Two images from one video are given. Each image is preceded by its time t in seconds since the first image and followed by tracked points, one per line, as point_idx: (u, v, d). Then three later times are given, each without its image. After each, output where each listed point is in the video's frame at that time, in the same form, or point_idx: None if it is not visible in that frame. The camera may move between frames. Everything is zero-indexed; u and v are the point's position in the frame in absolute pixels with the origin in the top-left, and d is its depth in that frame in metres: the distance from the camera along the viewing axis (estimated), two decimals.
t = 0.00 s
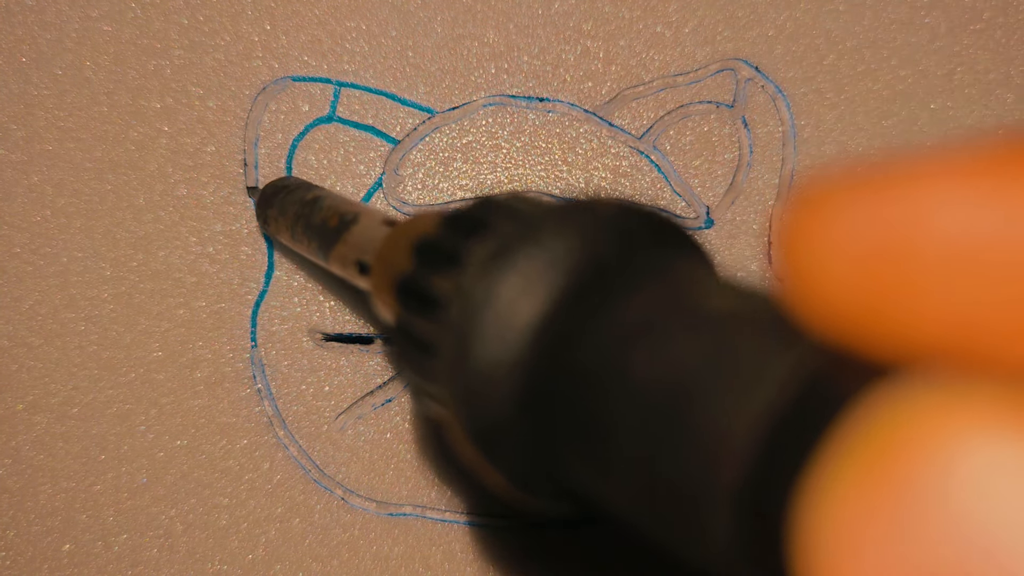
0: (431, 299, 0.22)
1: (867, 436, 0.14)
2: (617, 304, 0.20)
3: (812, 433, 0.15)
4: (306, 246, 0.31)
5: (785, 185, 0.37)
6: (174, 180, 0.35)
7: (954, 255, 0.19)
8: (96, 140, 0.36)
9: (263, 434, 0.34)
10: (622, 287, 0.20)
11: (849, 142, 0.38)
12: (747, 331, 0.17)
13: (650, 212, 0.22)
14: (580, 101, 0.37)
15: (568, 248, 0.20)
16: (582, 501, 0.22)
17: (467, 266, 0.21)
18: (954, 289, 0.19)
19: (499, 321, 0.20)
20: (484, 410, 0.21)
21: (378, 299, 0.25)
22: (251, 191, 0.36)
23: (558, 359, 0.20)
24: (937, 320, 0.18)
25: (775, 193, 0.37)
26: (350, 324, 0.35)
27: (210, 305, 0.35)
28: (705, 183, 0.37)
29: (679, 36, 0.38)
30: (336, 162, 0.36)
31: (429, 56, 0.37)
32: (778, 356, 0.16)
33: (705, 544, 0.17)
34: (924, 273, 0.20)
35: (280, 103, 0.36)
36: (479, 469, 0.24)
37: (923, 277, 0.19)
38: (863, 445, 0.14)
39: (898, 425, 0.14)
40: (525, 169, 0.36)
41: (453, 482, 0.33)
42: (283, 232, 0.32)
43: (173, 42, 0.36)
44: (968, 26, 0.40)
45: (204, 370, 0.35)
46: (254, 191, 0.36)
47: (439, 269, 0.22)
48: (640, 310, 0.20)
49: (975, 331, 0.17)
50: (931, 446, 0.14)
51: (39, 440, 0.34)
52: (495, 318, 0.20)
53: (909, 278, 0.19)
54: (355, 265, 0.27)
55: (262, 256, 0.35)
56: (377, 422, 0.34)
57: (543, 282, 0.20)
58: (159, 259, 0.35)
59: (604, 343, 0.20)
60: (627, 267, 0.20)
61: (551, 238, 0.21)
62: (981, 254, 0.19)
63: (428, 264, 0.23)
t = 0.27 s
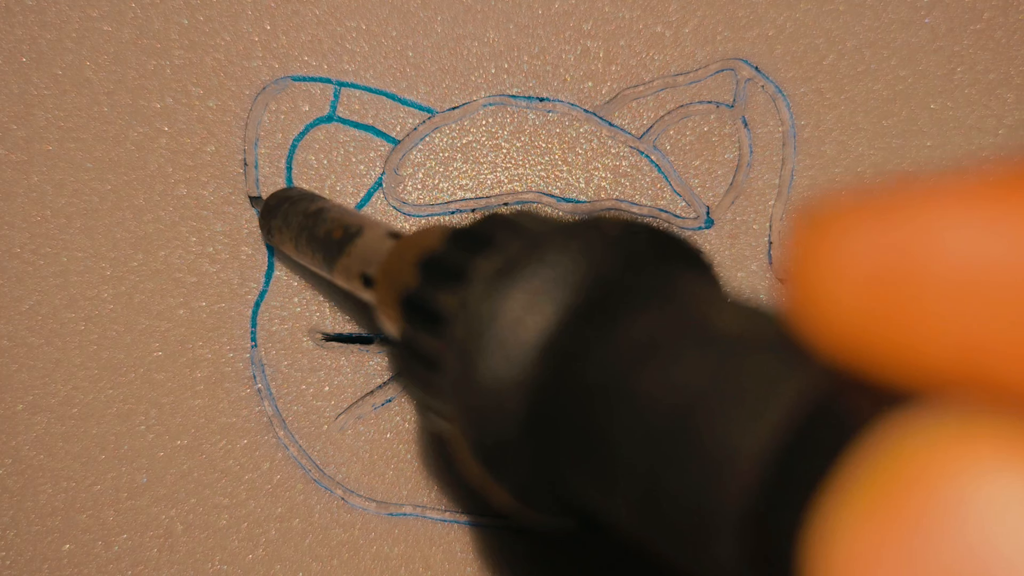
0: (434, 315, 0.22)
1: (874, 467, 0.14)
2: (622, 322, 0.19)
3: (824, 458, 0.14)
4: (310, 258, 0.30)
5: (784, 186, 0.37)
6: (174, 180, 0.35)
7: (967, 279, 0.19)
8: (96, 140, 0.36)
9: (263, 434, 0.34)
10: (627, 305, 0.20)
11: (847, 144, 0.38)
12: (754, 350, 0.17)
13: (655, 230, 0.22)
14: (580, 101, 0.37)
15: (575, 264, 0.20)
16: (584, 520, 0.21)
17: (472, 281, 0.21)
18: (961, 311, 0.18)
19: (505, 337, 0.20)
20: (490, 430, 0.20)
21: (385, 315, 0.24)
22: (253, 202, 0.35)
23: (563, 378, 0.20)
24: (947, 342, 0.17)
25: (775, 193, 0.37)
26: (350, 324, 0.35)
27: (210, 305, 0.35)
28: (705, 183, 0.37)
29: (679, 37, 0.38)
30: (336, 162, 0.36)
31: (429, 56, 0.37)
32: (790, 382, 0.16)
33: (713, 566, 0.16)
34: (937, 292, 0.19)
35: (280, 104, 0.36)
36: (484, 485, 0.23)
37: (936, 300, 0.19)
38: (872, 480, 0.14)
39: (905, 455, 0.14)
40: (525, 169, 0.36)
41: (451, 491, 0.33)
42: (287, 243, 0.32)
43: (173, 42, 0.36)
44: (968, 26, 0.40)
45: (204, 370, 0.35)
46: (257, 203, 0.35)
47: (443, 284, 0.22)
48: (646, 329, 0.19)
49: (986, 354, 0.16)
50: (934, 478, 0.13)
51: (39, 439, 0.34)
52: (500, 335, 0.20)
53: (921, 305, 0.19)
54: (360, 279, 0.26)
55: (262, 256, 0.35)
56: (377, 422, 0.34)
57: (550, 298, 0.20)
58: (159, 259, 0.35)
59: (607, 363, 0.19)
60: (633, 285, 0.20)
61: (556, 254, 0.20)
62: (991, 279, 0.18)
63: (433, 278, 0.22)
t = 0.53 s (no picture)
0: (434, 327, 0.21)
1: (875, 487, 0.13)
2: (622, 335, 0.19)
3: (828, 473, 0.14)
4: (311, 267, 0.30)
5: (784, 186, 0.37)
6: (174, 180, 0.35)
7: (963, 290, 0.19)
8: (96, 140, 0.36)
9: (263, 434, 0.34)
10: (628, 317, 0.19)
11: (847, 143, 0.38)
12: (759, 366, 0.17)
13: (657, 242, 0.22)
14: (580, 101, 0.37)
15: (577, 276, 0.20)
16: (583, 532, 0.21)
17: (473, 293, 0.20)
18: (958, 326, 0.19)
19: (505, 350, 0.19)
20: (489, 442, 0.20)
21: (387, 327, 0.23)
22: (257, 211, 0.35)
23: (563, 392, 0.19)
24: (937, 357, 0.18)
25: (775, 193, 0.37)
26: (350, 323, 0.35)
27: (210, 305, 0.35)
28: (705, 183, 0.37)
29: (679, 37, 0.38)
30: (336, 162, 0.36)
31: (429, 56, 0.37)
32: (789, 397, 0.16)
33: None
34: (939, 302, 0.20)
35: (280, 104, 0.36)
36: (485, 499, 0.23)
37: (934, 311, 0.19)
38: (874, 498, 0.13)
39: (904, 479, 0.13)
40: (525, 170, 0.36)
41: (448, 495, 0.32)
42: (290, 252, 0.32)
43: (173, 42, 0.36)
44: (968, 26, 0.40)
45: (204, 370, 0.35)
46: (259, 207, 0.35)
47: (444, 296, 0.21)
48: (645, 342, 0.19)
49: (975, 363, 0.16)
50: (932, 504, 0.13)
51: (39, 440, 0.34)
52: (501, 348, 0.19)
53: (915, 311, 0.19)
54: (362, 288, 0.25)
55: (262, 257, 0.35)
56: (377, 422, 0.34)
57: (552, 311, 0.19)
58: (159, 259, 0.35)
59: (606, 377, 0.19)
60: (634, 297, 0.20)
61: (558, 267, 0.20)
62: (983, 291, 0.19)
63: (435, 291, 0.22)
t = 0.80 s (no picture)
0: (437, 337, 0.21)
1: (878, 502, 0.14)
2: (626, 347, 0.18)
3: (830, 484, 0.14)
4: (314, 275, 0.30)
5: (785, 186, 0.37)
6: (174, 180, 0.35)
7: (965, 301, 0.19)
8: (96, 140, 0.36)
9: (263, 434, 0.34)
10: (630, 328, 0.19)
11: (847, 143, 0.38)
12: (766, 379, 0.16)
13: (660, 251, 0.21)
14: (580, 101, 0.37)
15: (580, 286, 0.19)
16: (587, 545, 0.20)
17: (477, 303, 0.20)
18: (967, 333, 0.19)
19: (508, 360, 0.19)
20: (492, 456, 0.19)
21: (389, 336, 0.23)
22: (262, 219, 0.35)
23: (564, 404, 0.19)
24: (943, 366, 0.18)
25: (775, 193, 0.37)
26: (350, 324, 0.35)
27: (210, 305, 0.35)
28: (705, 183, 0.37)
29: (678, 37, 0.38)
30: (337, 162, 0.36)
31: (429, 56, 0.37)
32: (792, 410, 0.15)
33: None
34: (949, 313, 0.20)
35: (280, 104, 0.36)
36: (487, 511, 0.22)
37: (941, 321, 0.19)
38: (875, 515, 0.13)
39: (908, 492, 0.13)
40: (525, 170, 0.36)
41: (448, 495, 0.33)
42: (293, 259, 0.32)
43: (173, 42, 0.36)
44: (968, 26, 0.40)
45: (204, 369, 0.35)
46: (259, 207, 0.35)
47: (446, 306, 0.21)
48: (647, 353, 0.18)
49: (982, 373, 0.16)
50: (937, 518, 0.13)
51: (40, 439, 0.34)
52: (504, 359, 0.19)
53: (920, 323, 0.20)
54: (365, 297, 0.25)
55: (262, 257, 0.35)
56: (377, 422, 0.34)
57: (555, 321, 0.19)
58: (160, 259, 0.35)
59: (609, 389, 0.18)
60: (636, 307, 0.19)
61: (560, 277, 0.20)
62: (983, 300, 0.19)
63: (438, 300, 0.21)
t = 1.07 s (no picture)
0: (442, 348, 0.21)
1: (885, 521, 0.13)
2: (628, 360, 0.18)
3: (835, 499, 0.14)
4: (316, 283, 0.30)
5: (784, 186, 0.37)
6: (174, 180, 0.35)
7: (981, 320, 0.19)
8: (96, 140, 0.36)
9: (263, 434, 0.34)
10: (633, 340, 0.18)
11: (847, 144, 0.38)
12: (770, 393, 0.16)
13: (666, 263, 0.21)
14: (580, 101, 0.37)
15: (581, 297, 0.19)
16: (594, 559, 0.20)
17: (479, 314, 0.20)
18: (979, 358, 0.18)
19: (510, 373, 0.19)
20: (495, 468, 0.19)
21: (392, 345, 0.24)
22: (262, 225, 0.35)
23: (566, 418, 0.18)
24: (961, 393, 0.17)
25: (775, 193, 0.37)
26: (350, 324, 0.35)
27: (210, 305, 0.35)
28: (705, 183, 0.37)
29: (678, 37, 0.38)
30: (337, 162, 0.36)
31: (429, 56, 0.37)
32: (795, 425, 0.15)
33: None
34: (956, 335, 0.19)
35: (280, 104, 0.36)
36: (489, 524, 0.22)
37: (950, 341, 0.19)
38: (883, 534, 0.13)
39: (917, 512, 0.13)
40: (525, 170, 0.36)
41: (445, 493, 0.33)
42: (294, 266, 0.32)
43: (173, 42, 0.36)
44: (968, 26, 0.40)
45: (204, 369, 0.35)
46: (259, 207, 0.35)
47: (450, 318, 0.21)
48: (650, 367, 0.18)
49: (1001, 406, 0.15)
50: (950, 539, 0.12)
51: (40, 440, 0.34)
52: (506, 372, 0.19)
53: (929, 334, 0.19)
54: (368, 306, 0.25)
55: (262, 257, 0.35)
56: (377, 422, 0.34)
57: (558, 333, 0.19)
58: (160, 259, 0.35)
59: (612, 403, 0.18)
60: (638, 320, 0.19)
61: (562, 288, 0.19)
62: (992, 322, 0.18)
63: (441, 311, 0.21)
